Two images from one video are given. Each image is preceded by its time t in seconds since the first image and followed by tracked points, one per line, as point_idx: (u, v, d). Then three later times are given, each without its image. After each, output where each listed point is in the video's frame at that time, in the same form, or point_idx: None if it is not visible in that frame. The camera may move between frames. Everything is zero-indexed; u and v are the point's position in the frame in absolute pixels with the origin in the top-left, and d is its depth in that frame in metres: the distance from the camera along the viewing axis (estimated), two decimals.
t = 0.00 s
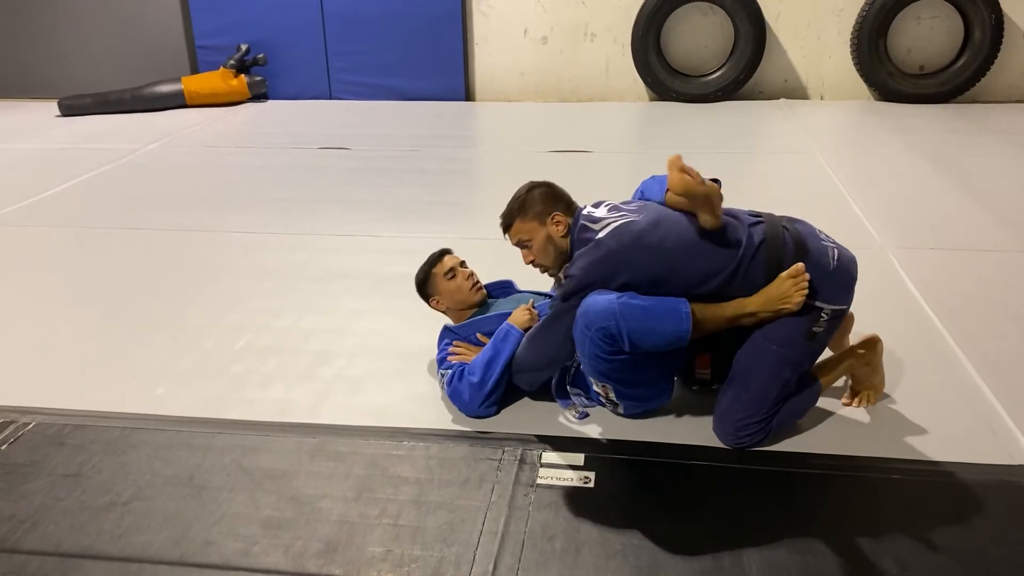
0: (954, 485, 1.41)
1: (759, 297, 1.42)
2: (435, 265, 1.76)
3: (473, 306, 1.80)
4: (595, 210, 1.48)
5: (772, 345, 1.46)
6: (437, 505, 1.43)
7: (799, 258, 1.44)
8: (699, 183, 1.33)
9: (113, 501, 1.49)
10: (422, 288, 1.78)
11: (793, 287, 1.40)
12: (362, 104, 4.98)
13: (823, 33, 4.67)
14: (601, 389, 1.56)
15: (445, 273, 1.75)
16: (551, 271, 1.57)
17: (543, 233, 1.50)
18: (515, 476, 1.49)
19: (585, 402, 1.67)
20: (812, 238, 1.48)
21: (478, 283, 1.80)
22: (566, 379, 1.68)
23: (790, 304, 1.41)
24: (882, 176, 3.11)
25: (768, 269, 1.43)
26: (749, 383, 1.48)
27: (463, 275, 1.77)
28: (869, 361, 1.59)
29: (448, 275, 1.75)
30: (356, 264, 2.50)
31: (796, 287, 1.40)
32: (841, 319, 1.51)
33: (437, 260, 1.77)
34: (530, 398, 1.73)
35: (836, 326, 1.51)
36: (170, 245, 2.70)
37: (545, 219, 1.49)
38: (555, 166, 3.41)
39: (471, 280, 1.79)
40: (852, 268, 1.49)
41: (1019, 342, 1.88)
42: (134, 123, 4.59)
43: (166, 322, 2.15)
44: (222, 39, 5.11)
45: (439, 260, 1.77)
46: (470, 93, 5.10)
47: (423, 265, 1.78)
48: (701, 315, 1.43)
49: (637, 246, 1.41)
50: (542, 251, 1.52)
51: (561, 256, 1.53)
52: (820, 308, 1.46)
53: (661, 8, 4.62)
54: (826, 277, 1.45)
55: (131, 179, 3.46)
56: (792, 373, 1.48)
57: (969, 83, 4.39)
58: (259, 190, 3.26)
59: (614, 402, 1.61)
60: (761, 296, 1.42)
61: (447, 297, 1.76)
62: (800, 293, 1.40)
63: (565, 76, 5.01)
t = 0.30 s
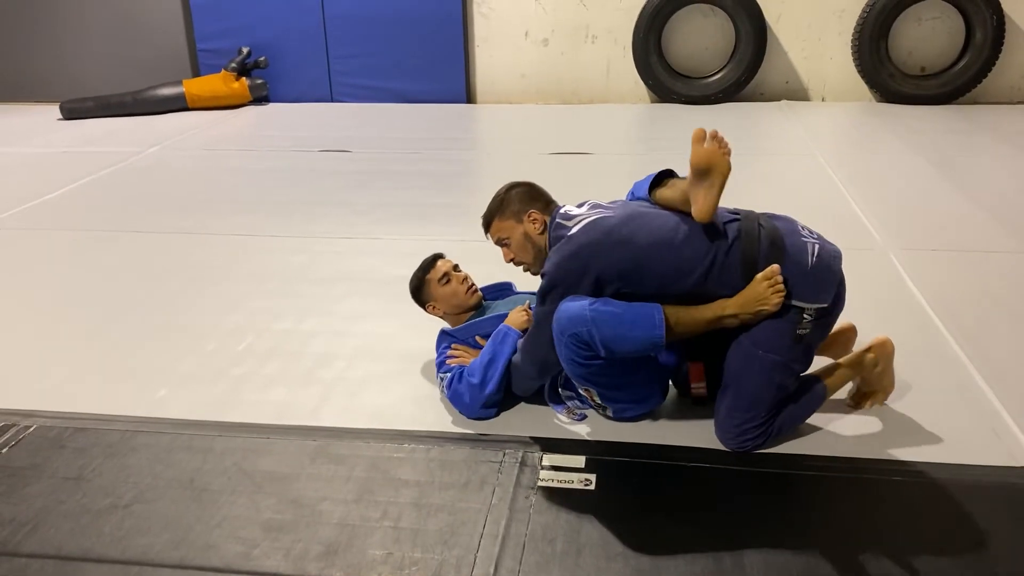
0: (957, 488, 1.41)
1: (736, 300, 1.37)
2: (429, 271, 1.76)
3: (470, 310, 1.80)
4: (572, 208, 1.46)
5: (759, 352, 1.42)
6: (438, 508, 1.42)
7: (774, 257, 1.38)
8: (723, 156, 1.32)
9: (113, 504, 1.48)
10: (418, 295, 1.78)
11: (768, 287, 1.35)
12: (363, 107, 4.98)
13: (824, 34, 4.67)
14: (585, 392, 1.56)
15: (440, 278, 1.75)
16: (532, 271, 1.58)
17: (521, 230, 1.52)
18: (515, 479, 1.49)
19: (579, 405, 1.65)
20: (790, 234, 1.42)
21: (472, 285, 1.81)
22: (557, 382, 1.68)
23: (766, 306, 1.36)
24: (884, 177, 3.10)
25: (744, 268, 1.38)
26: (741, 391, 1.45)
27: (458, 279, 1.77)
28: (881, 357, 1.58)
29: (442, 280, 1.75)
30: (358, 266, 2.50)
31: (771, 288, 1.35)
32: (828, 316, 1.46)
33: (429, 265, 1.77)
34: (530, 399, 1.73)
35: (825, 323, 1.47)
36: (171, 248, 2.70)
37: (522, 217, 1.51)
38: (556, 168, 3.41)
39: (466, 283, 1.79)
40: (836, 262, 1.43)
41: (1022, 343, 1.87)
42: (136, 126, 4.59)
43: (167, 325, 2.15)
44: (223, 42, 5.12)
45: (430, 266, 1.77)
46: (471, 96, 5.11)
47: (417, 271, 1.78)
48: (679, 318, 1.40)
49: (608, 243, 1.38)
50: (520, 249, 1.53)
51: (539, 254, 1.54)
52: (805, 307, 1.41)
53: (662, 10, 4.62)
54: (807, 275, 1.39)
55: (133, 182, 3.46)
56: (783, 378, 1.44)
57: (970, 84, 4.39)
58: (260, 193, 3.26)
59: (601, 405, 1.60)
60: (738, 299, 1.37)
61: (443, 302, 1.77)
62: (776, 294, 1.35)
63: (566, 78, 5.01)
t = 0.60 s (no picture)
0: (958, 488, 1.41)
1: (714, 294, 1.36)
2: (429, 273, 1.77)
3: (470, 312, 1.81)
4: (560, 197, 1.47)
5: (746, 353, 1.41)
6: (439, 509, 1.42)
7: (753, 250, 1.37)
8: (713, 129, 1.33)
9: (115, 506, 1.49)
10: (419, 297, 1.79)
11: (746, 280, 1.33)
12: (365, 109, 4.99)
13: (825, 35, 4.67)
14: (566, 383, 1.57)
15: (440, 280, 1.76)
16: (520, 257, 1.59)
17: (507, 214, 1.53)
18: (516, 479, 1.49)
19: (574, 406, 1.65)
20: (771, 229, 1.41)
21: (472, 286, 1.82)
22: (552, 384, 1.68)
23: (746, 301, 1.34)
24: (885, 178, 3.10)
25: (725, 262, 1.36)
26: (733, 395, 1.44)
27: (458, 281, 1.78)
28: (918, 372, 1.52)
29: (442, 282, 1.76)
30: (359, 268, 2.50)
31: (750, 280, 1.33)
32: (814, 312, 1.44)
33: (429, 268, 1.77)
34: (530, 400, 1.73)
35: (812, 319, 1.45)
36: (172, 250, 2.70)
37: (509, 202, 1.52)
38: (557, 170, 3.41)
39: (466, 285, 1.80)
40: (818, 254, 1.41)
41: None
42: (137, 128, 4.60)
43: (168, 327, 2.15)
44: (224, 44, 5.12)
45: (430, 268, 1.77)
46: (472, 97, 5.11)
47: (417, 273, 1.79)
48: (659, 315, 1.38)
49: (584, 231, 1.38)
50: (506, 233, 1.54)
51: (525, 239, 1.54)
52: (788, 301, 1.40)
53: (662, 11, 4.61)
54: (787, 267, 1.37)
55: (134, 184, 3.46)
56: (772, 376, 1.42)
57: (971, 84, 4.39)
58: (262, 194, 3.26)
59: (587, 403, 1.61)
60: (716, 293, 1.36)
61: (444, 303, 1.78)
62: (755, 286, 1.34)
63: (567, 80, 5.02)
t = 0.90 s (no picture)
0: (960, 489, 1.41)
1: (701, 288, 1.35)
2: (429, 276, 1.79)
3: (470, 313, 1.81)
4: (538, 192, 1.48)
5: (737, 351, 1.40)
6: (441, 510, 1.42)
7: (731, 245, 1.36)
8: (682, 126, 1.32)
9: (117, 507, 1.49)
10: (420, 301, 1.81)
11: (729, 273, 1.33)
12: (366, 109, 4.99)
13: (827, 36, 4.67)
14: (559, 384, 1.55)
15: (439, 282, 1.77)
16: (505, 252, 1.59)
17: (491, 208, 1.53)
18: (518, 481, 1.49)
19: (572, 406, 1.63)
20: (745, 224, 1.41)
21: (473, 288, 1.81)
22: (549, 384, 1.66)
23: (732, 294, 1.34)
24: (887, 179, 3.09)
25: (705, 257, 1.36)
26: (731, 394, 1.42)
27: (457, 283, 1.78)
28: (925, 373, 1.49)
29: (442, 284, 1.77)
30: (361, 268, 2.50)
31: (737, 272, 1.33)
32: (800, 301, 1.42)
33: (428, 271, 1.79)
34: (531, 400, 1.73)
35: (801, 310, 1.42)
36: (174, 251, 2.70)
37: (493, 196, 1.53)
38: (559, 170, 3.41)
39: (466, 287, 1.80)
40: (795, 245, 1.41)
41: None
42: (139, 129, 4.60)
43: (170, 328, 2.15)
44: (226, 45, 5.13)
45: (429, 271, 1.79)
46: (474, 98, 5.11)
47: (418, 276, 1.81)
48: (649, 314, 1.36)
49: (561, 226, 1.36)
50: (491, 227, 1.55)
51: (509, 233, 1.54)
52: (770, 288, 1.37)
53: (664, 12, 4.61)
54: (765, 260, 1.37)
55: (136, 185, 3.46)
56: (766, 371, 1.40)
57: (973, 85, 4.38)
58: (264, 195, 3.26)
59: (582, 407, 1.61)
60: (704, 286, 1.34)
61: (443, 306, 1.79)
62: (742, 277, 1.33)
63: (569, 81, 5.02)
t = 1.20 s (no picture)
0: (963, 490, 1.40)
1: (697, 286, 1.29)
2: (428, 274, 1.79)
3: (469, 311, 1.80)
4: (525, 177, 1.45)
5: (777, 335, 1.35)
6: (443, 510, 1.42)
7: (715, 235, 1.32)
8: (675, 111, 1.33)
9: (118, 507, 1.49)
10: (420, 300, 1.81)
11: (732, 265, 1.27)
12: (368, 110, 4.99)
13: (828, 36, 4.66)
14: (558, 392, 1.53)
15: (438, 280, 1.77)
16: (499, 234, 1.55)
17: (485, 187, 1.51)
18: (519, 481, 1.49)
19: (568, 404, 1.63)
20: (727, 213, 1.37)
21: (472, 288, 1.81)
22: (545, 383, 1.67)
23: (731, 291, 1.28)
24: (889, 179, 3.09)
25: (690, 249, 1.32)
26: (797, 373, 1.37)
27: (456, 281, 1.78)
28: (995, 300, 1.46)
29: (441, 283, 1.77)
30: (362, 269, 2.50)
31: (735, 269, 1.27)
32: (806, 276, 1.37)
33: (428, 271, 1.79)
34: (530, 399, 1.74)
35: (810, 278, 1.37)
36: (176, 251, 2.70)
37: (488, 175, 1.51)
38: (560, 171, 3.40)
39: (464, 286, 1.79)
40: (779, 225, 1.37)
41: None
42: (141, 129, 4.60)
43: (170, 328, 2.15)
44: (227, 46, 5.13)
45: (428, 271, 1.79)
46: (475, 98, 5.11)
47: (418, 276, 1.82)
48: (643, 314, 1.32)
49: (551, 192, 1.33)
50: (483, 207, 1.52)
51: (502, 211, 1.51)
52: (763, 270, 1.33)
53: (666, 12, 4.61)
54: (755, 242, 1.33)
55: (137, 185, 3.46)
56: (814, 336, 1.35)
57: (975, 85, 4.38)
58: (265, 196, 3.26)
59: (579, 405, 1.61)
60: (699, 284, 1.29)
61: (442, 304, 1.79)
62: (740, 274, 1.27)
63: (570, 81, 5.02)
